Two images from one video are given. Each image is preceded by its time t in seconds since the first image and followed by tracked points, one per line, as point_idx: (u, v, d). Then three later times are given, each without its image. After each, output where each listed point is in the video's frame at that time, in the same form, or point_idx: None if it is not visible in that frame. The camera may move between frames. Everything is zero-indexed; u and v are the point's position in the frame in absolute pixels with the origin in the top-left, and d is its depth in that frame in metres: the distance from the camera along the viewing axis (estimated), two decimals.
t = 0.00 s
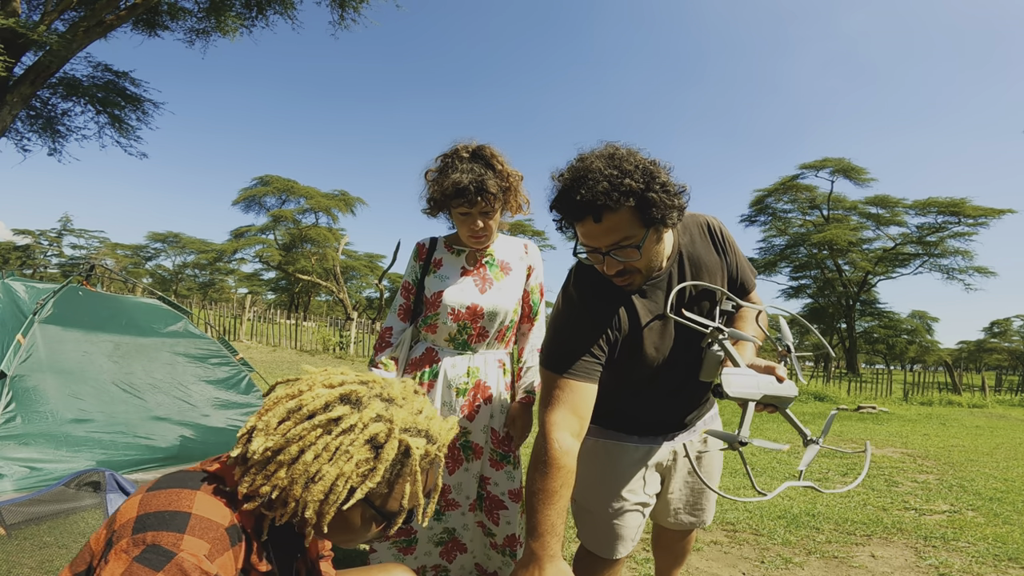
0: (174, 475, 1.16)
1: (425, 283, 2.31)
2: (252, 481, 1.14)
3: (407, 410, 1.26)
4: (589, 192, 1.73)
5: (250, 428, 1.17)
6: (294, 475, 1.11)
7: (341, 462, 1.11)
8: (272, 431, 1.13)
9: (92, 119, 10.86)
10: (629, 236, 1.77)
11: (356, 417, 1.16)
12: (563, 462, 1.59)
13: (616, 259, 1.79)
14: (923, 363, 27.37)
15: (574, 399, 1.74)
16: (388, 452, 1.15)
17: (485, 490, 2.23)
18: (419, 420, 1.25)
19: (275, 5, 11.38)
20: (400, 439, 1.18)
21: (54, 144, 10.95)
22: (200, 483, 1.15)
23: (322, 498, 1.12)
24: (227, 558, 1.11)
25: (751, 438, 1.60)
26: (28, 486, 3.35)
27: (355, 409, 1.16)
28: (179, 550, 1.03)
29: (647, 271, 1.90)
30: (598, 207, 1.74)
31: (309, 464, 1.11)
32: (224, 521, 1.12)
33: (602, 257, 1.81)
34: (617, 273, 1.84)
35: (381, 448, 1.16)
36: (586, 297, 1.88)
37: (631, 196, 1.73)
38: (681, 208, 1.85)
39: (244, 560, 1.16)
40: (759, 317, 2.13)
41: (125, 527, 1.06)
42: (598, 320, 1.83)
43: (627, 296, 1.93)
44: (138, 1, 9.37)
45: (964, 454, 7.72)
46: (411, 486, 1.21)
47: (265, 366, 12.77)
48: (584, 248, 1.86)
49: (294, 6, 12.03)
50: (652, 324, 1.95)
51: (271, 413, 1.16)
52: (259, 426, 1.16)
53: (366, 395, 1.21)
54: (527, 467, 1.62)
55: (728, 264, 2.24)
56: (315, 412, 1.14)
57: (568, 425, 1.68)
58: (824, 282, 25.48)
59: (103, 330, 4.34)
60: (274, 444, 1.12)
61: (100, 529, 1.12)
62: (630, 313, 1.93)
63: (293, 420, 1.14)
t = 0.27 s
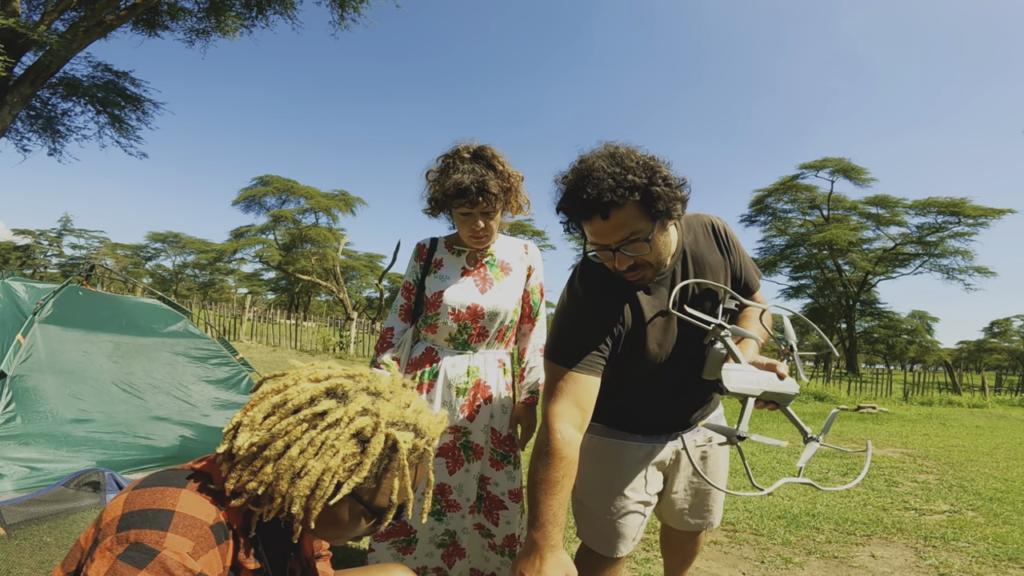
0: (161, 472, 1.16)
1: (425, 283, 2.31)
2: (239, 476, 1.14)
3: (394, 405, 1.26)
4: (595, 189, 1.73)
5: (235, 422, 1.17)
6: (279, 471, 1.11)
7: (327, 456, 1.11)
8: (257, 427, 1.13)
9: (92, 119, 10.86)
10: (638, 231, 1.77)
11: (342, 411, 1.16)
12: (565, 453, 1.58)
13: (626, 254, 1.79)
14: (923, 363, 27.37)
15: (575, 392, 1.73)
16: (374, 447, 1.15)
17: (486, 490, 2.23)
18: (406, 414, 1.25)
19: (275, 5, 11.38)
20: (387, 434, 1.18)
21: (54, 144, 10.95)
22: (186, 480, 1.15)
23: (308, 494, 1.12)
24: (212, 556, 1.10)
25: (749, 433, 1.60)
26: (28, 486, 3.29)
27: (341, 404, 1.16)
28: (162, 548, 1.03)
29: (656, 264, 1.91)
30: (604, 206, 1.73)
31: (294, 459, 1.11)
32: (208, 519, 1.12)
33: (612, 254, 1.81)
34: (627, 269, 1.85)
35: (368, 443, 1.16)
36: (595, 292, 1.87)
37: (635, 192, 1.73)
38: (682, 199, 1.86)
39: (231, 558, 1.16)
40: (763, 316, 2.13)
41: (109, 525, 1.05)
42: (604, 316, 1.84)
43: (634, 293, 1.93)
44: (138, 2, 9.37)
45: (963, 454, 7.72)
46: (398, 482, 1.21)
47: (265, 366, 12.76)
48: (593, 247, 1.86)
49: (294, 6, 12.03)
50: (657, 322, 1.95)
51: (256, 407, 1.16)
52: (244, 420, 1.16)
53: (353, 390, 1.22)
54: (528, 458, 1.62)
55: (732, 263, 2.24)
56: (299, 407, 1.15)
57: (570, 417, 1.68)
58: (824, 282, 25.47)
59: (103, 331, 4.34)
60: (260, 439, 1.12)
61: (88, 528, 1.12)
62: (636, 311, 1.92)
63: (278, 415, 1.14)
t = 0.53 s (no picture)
0: (159, 472, 1.16)
1: (425, 283, 2.31)
2: (237, 477, 1.14)
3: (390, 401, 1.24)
4: (604, 169, 1.82)
5: (231, 424, 1.16)
6: (276, 471, 1.11)
7: (322, 453, 1.11)
8: (250, 429, 1.13)
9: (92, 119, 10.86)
10: (645, 210, 1.82)
11: (335, 408, 1.16)
12: (562, 421, 1.74)
13: (633, 233, 1.83)
14: (923, 363, 27.36)
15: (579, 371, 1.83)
16: (368, 443, 1.14)
17: (486, 490, 2.23)
18: (401, 408, 1.24)
19: (275, 5, 11.37)
20: (381, 428, 1.18)
21: (54, 144, 10.95)
22: (185, 480, 1.15)
23: (306, 491, 1.11)
24: (212, 557, 1.10)
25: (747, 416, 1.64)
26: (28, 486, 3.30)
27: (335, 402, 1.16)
28: (162, 548, 1.02)
29: (665, 247, 1.92)
30: (613, 184, 1.81)
31: (290, 458, 1.11)
32: (208, 518, 1.11)
33: (619, 233, 1.86)
34: (634, 248, 1.88)
35: (362, 438, 1.15)
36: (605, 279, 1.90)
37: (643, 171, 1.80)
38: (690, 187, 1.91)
39: (231, 558, 1.15)
40: (774, 316, 2.11)
41: (110, 525, 1.05)
42: (610, 307, 1.88)
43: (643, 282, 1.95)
44: (138, 1, 9.37)
45: (964, 454, 7.72)
46: (395, 475, 1.22)
47: (265, 366, 12.76)
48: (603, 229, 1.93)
49: (294, 6, 12.03)
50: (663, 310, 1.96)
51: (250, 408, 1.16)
52: (237, 423, 1.16)
53: (345, 386, 1.22)
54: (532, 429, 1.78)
55: (744, 265, 2.22)
56: (293, 405, 1.15)
57: (569, 393, 1.82)
58: (824, 282, 25.47)
59: (103, 331, 4.35)
60: (254, 440, 1.13)
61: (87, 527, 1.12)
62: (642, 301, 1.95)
63: (271, 415, 1.14)
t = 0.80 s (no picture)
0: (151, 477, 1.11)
1: (425, 283, 2.31)
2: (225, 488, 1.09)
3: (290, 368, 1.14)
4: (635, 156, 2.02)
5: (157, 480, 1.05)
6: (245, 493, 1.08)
7: (276, 458, 1.07)
8: (184, 478, 1.05)
9: (91, 119, 10.85)
10: (670, 192, 1.97)
11: (246, 415, 1.07)
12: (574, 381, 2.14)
13: (659, 212, 1.97)
14: (923, 363, 27.35)
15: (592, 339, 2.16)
16: (302, 420, 1.10)
17: (486, 490, 2.23)
18: (299, 366, 1.16)
19: (275, 5, 11.36)
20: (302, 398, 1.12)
21: (54, 144, 10.95)
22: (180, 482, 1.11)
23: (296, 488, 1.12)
24: (214, 556, 1.06)
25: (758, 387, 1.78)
26: (29, 486, 3.30)
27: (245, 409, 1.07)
28: (163, 549, 0.99)
29: (687, 231, 2.03)
30: (643, 168, 1.98)
31: (243, 478, 1.06)
32: (207, 519, 1.08)
33: (645, 212, 2.00)
34: (657, 227, 2.01)
35: (293, 423, 1.10)
36: (623, 270, 2.12)
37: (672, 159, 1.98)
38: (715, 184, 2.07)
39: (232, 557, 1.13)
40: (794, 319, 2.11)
41: (108, 528, 1.01)
42: (634, 289, 2.11)
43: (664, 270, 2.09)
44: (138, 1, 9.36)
45: (963, 454, 7.72)
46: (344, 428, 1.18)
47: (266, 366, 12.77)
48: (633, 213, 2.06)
49: (294, 6, 12.02)
50: (678, 295, 2.07)
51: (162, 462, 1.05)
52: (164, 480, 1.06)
53: (238, 385, 1.10)
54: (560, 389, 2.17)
55: (767, 272, 2.21)
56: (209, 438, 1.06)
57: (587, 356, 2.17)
58: (824, 282, 25.48)
59: (103, 330, 4.36)
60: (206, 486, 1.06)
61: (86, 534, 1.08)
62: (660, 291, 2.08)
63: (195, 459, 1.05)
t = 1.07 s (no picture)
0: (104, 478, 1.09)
1: (426, 283, 2.31)
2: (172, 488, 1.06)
3: (217, 360, 1.07)
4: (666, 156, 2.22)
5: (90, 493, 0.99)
6: (188, 493, 1.01)
7: (217, 455, 1.00)
8: (128, 487, 0.99)
9: (91, 119, 10.84)
10: (695, 183, 2.12)
11: (179, 416, 0.98)
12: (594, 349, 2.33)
13: (684, 199, 2.12)
14: (923, 363, 27.37)
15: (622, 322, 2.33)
16: (239, 411, 1.01)
17: (486, 490, 2.23)
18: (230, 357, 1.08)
19: (275, 5, 11.35)
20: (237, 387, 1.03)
21: (54, 145, 10.94)
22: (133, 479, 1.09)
23: (245, 484, 1.04)
24: (170, 549, 1.04)
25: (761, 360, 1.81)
26: (28, 486, 3.28)
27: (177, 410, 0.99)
28: (114, 542, 0.96)
29: (709, 223, 2.15)
30: (673, 164, 2.17)
31: (189, 477, 0.99)
32: (162, 513, 1.06)
33: (672, 200, 2.15)
34: (679, 215, 2.15)
35: (231, 413, 1.01)
36: (645, 261, 2.25)
37: (701, 158, 2.15)
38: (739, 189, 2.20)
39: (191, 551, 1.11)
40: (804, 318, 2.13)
41: (62, 526, 0.99)
42: (658, 279, 2.21)
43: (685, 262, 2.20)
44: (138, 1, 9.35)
45: (963, 454, 7.72)
46: (288, 410, 1.10)
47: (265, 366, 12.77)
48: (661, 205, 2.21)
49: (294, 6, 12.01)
50: (691, 283, 2.15)
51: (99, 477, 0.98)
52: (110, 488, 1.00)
53: (166, 385, 1.02)
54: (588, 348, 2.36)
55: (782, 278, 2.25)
56: (145, 444, 0.98)
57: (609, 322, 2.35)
58: (824, 282, 25.49)
59: (103, 330, 4.38)
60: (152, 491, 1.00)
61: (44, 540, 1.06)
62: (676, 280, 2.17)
63: (134, 467, 0.98)
